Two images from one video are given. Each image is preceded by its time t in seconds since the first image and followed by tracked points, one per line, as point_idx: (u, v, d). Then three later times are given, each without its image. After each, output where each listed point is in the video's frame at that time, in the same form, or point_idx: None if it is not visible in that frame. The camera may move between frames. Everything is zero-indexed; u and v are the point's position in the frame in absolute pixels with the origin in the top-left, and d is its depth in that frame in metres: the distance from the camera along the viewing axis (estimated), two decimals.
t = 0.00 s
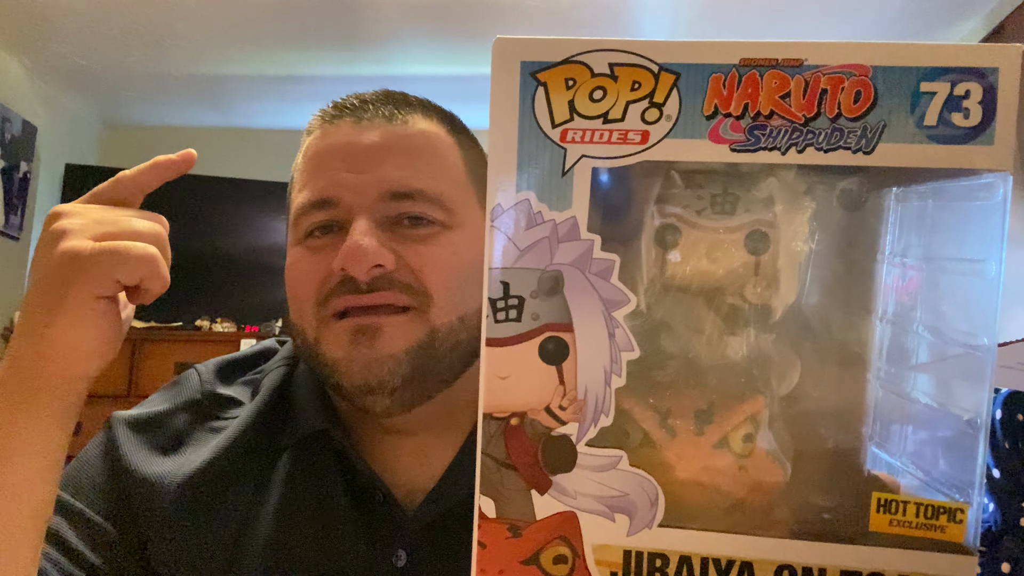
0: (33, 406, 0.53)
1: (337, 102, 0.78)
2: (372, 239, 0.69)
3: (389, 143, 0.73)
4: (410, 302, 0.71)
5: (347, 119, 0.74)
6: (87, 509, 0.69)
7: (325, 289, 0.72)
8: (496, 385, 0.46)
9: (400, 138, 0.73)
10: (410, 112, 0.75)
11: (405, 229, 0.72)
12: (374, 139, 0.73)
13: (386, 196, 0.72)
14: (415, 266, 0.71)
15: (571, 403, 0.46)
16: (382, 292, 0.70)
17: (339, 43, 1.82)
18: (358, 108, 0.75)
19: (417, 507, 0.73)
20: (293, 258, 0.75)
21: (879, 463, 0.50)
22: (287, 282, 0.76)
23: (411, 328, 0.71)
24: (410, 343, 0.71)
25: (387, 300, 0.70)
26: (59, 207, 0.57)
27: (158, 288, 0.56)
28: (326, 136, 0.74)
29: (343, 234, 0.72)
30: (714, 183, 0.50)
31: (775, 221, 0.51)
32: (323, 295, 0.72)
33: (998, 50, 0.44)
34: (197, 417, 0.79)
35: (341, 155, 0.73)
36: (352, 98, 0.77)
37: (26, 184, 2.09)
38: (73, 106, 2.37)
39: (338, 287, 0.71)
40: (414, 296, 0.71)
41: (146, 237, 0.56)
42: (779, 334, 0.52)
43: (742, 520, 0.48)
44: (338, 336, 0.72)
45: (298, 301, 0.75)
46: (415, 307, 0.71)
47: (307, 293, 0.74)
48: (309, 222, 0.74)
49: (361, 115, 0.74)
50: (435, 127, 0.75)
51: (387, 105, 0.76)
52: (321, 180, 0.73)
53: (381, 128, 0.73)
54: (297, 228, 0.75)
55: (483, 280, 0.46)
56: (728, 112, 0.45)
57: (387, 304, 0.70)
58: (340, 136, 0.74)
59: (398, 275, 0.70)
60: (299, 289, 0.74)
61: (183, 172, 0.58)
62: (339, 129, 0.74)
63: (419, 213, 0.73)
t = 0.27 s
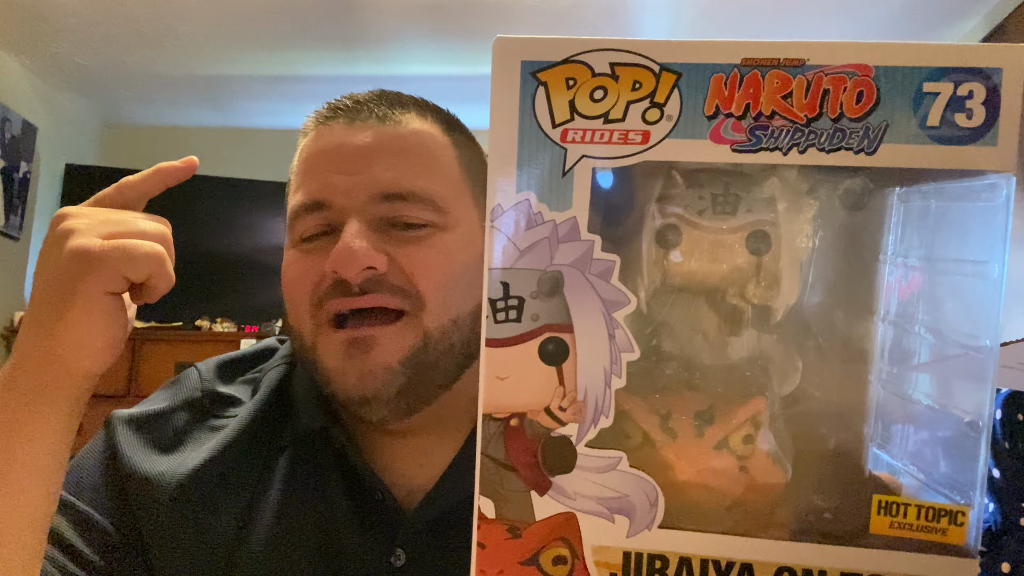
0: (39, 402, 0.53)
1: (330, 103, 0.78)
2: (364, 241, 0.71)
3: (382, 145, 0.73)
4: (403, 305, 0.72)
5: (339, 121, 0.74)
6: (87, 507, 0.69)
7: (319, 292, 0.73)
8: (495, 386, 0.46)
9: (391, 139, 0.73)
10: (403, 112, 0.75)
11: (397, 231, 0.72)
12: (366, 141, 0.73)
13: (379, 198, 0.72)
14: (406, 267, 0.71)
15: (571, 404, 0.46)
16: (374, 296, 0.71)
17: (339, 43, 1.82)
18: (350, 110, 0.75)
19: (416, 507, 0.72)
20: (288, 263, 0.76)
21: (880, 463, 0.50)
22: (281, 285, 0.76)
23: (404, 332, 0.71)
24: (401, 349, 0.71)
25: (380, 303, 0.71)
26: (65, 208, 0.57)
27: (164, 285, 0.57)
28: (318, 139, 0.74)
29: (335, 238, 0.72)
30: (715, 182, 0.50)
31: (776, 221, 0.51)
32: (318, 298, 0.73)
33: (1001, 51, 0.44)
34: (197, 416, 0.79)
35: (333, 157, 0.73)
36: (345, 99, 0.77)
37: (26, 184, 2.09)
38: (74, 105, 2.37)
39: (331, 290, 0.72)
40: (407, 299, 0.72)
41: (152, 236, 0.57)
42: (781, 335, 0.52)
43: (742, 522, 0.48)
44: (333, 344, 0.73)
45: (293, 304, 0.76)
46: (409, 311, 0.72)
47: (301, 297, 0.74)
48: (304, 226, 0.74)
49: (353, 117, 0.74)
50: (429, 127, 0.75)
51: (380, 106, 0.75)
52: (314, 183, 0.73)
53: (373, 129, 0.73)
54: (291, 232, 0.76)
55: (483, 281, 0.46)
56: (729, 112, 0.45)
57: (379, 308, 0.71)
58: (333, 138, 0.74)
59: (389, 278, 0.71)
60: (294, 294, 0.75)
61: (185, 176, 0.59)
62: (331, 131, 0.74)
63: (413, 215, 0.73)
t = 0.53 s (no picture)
0: (97, 397, 0.68)
1: (338, 101, 0.77)
2: (384, 242, 0.71)
3: (394, 145, 0.73)
4: (418, 302, 0.71)
5: (351, 119, 0.73)
6: (91, 505, 0.70)
7: (333, 291, 0.72)
8: (493, 392, 0.45)
9: (405, 140, 0.73)
10: (414, 111, 0.75)
11: (412, 231, 0.72)
12: (380, 141, 0.73)
13: (397, 198, 0.72)
14: (425, 265, 0.72)
15: (569, 410, 0.46)
16: (394, 293, 0.71)
17: (338, 44, 1.82)
18: (361, 108, 0.74)
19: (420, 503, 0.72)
20: (296, 261, 0.74)
21: (880, 463, 0.50)
22: (290, 285, 0.75)
23: (422, 325, 0.71)
24: (417, 339, 0.71)
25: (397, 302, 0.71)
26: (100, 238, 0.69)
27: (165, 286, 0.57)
28: (329, 136, 0.73)
29: (349, 237, 0.72)
30: (712, 185, 0.50)
31: (774, 223, 0.51)
32: (331, 297, 0.72)
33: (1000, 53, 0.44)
34: (197, 412, 0.78)
35: (348, 156, 0.72)
36: (354, 96, 0.76)
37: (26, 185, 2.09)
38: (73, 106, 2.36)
39: (348, 289, 0.72)
40: (422, 296, 0.72)
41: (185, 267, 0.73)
42: (779, 338, 0.51)
43: (741, 526, 0.48)
44: (348, 339, 0.72)
45: (303, 302, 0.74)
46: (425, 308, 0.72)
47: (313, 296, 0.73)
48: (315, 224, 0.73)
49: (365, 115, 0.74)
50: (440, 129, 0.74)
51: (391, 105, 0.75)
52: (326, 182, 0.73)
53: (386, 129, 0.73)
54: (301, 230, 0.74)
55: (481, 286, 0.45)
56: (727, 115, 0.45)
57: (398, 304, 0.71)
58: (345, 136, 0.73)
59: (409, 276, 0.71)
60: (304, 292, 0.74)
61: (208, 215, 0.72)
62: (343, 129, 0.73)
63: (427, 215, 0.73)
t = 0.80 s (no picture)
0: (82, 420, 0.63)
1: (337, 102, 0.77)
2: (383, 240, 0.71)
3: (394, 144, 0.72)
4: (420, 301, 0.72)
5: (350, 119, 0.73)
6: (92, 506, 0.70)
7: (334, 290, 0.73)
8: (492, 392, 0.45)
9: (406, 138, 0.73)
10: (413, 111, 0.74)
11: (412, 229, 0.73)
12: (379, 140, 0.72)
13: (396, 197, 0.72)
14: (424, 265, 0.72)
15: (568, 410, 0.46)
16: (393, 294, 0.71)
17: (338, 43, 1.82)
18: (360, 108, 0.74)
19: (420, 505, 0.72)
20: (298, 260, 0.76)
21: (879, 463, 0.50)
22: (293, 284, 0.77)
23: (422, 328, 0.72)
24: (419, 342, 0.72)
25: (397, 300, 0.72)
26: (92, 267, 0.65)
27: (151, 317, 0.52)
28: (328, 136, 0.73)
29: (349, 236, 0.73)
30: (710, 185, 0.50)
31: (772, 223, 0.51)
32: (332, 296, 0.73)
33: (998, 53, 0.44)
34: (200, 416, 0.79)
35: (347, 155, 0.72)
36: (353, 98, 0.76)
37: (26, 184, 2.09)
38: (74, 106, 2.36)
39: (349, 288, 0.72)
40: (422, 295, 0.72)
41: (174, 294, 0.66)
42: (778, 337, 0.52)
43: (740, 526, 0.48)
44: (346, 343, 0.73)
45: (304, 302, 0.76)
46: (427, 306, 0.72)
47: (314, 295, 0.74)
48: (315, 224, 0.74)
49: (364, 115, 0.73)
50: (439, 127, 0.74)
51: (390, 105, 0.75)
52: (326, 183, 0.73)
53: (385, 128, 0.73)
54: (302, 229, 0.75)
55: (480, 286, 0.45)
56: (725, 115, 0.45)
57: (398, 304, 0.72)
58: (344, 136, 0.73)
59: (408, 275, 0.72)
60: (305, 291, 0.75)
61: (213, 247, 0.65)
62: (341, 129, 0.73)
63: (427, 213, 0.73)
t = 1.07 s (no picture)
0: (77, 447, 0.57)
1: (329, 104, 0.78)
2: (364, 239, 0.70)
3: (381, 144, 0.72)
4: (402, 303, 0.72)
5: (339, 120, 0.74)
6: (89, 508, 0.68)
7: (319, 291, 0.73)
8: (493, 388, 0.46)
9: (392, 138, 0.73)
10: (402, 111, 0.75)
11: (398, 228, 0.73)
12: (365, 140, 0.73)
13: (380, 196, 0.72)
14: (408, 265, 0.72)
15: (568, 406, 0.46)
16: (377, 294, 0.71)
17: (338, 43, 1.82)
18: (349, 110, 0.75)
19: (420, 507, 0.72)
20: (288, 261, 0.76)
21: (879, 463, 0.50)
22: (284, 285, 0.77)
23: (408, 328, 0.72)
24: (412, 340, 0.72)
25: (379, 302, 0.71)
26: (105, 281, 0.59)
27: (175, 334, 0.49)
28: (319, 137, 0.74)
29: (336, 236, 0.72)
30: (709, 184, 0.50)
31: (772, 221, 0.51)
32: (317, 297, 0.73)
33: (994, 52, 0.44)
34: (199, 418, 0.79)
35: (333, 155, 0.73)
36: (343, 100, 0.77)
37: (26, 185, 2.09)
38: (74, 107, 2.37)
39: (331, 288, 0.72)
40: (405, 297, 0.72)
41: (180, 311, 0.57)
42: (778, 334, 0.52)
43: (739, 522, 0.48)
44: (334, 342, 0.72)
45: (295, 303, 0.76)
46: (409, 308, 0.72)
47: (302, 296, 0.74)
48: (304, 225, 0.74)
49: (353, 116, 0.74)
50: (427, 127, 0.75)
51: (379, 105, 0.75)
52: (315, 183, 0.73)
53: (373, 128, 0.73)
54: (292, 231, 0.76)
55: (481, 283, 0.46)
56: (724, 114, 0.45)
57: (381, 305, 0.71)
58: (332, 137, 0.73)
59: (390, 275, 0.71)
60: (295, 292, 0.75)
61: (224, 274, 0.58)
62: (332, 130, 0.74)
63: (412, 212, 0.73)
